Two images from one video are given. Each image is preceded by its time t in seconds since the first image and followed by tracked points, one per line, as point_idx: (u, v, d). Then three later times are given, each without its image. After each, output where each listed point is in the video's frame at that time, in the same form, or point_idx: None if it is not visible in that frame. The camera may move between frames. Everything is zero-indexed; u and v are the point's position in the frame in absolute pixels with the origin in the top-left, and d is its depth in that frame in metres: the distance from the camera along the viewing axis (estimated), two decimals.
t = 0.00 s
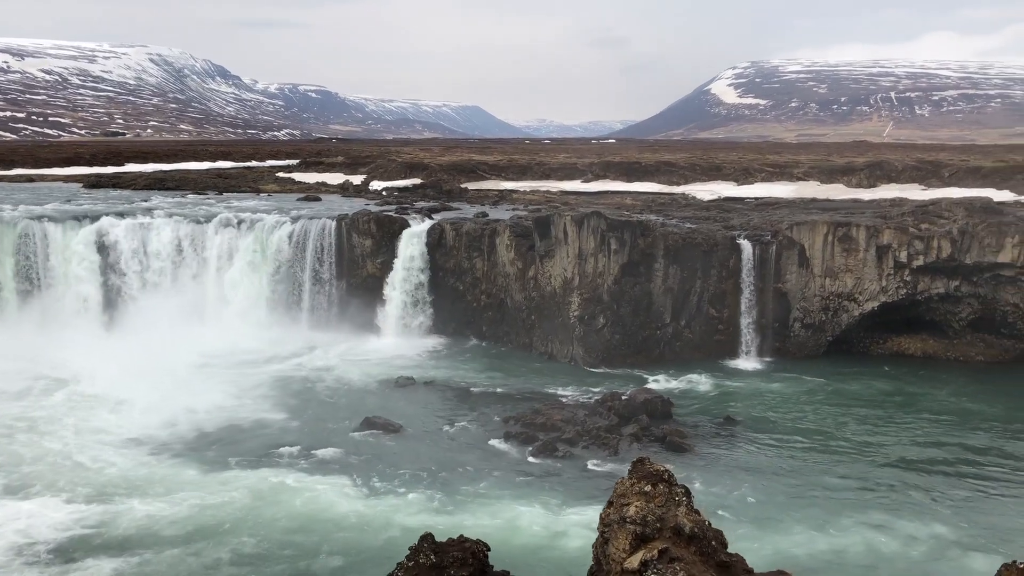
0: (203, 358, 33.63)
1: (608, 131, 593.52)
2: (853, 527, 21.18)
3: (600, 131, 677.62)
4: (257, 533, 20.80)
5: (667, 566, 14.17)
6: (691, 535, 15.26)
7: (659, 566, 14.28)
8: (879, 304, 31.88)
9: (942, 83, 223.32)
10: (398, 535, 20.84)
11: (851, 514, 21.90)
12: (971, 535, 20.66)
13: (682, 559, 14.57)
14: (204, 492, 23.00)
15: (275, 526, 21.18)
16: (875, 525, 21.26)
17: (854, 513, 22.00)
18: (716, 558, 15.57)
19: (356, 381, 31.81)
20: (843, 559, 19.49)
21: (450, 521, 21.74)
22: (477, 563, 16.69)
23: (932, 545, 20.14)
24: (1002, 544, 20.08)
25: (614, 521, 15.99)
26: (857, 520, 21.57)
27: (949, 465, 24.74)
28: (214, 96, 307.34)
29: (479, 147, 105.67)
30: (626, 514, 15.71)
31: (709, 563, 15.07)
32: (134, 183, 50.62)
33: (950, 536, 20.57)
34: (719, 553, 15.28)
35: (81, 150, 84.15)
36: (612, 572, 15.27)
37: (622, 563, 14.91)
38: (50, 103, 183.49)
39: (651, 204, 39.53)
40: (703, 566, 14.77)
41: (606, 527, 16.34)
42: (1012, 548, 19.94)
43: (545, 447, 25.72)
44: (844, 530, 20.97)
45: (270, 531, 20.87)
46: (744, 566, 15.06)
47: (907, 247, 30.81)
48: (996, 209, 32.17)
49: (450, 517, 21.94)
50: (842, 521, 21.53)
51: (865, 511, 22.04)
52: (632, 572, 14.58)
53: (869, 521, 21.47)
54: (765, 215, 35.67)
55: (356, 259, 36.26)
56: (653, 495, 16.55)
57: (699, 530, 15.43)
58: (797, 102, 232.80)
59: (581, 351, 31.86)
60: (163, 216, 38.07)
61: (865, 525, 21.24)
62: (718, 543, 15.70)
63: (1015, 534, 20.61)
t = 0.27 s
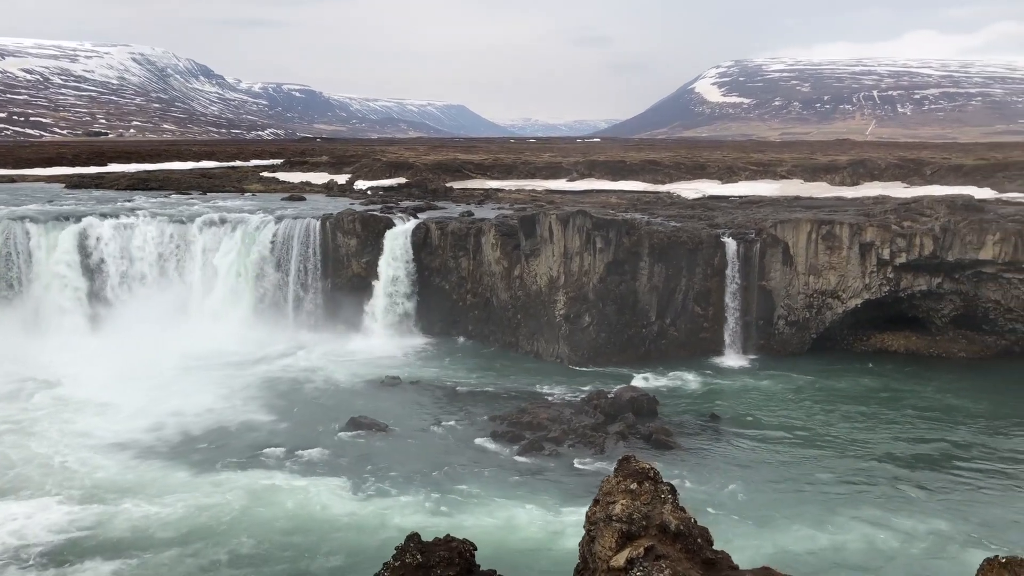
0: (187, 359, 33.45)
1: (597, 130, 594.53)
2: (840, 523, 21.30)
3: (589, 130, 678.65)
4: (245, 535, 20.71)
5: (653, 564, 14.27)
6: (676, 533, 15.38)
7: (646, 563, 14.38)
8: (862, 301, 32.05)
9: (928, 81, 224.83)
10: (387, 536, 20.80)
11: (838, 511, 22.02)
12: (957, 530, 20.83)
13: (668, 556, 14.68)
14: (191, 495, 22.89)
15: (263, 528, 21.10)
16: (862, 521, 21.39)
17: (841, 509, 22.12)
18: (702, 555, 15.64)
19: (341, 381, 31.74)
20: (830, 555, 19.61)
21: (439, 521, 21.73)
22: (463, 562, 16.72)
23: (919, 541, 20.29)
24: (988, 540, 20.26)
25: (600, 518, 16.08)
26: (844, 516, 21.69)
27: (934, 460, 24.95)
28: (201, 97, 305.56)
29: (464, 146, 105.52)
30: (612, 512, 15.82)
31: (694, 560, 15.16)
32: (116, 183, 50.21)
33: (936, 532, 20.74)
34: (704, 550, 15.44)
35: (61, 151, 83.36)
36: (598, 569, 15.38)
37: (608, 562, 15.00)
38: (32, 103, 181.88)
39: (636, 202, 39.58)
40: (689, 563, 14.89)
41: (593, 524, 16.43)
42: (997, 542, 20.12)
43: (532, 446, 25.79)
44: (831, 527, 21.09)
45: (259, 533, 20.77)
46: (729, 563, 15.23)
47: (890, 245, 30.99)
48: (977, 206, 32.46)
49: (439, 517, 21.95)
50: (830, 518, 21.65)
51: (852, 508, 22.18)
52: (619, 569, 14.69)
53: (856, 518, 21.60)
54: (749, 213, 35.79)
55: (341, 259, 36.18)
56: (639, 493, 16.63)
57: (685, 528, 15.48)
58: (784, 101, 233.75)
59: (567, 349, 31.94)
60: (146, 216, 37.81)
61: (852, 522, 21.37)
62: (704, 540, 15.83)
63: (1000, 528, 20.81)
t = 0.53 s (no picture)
0: (170, 362, 33.25)
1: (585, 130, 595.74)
2: (826, 521, 21.40)
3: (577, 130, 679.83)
4: (232, 538, 20.60)
5: (638, 564, 14.20)
6: (662, 532, 15.39)
7: (631, 563, 14.28)
8: (845, 300, 32.26)
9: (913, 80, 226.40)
10: (375, 537, 20.73)
11: (825, 509, 22.12)
12: (942, 526, 20.96)
13: (654, 555, 14.61)
14: (176, 498, 22.76)
15: (250, 530, 21.00)
16: (848, 518, 21.49)
17: (827, 507, 22.22)
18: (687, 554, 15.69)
19: (326, 382, 31.64)
20: (816, 553, 19.70)
21: (426, 522, 21.70)
22: (449, 563, 16.71)
23: (904, 537, 20.41)
24: (972, 535, 20.41)
25: (586, 518, 16.15)
26: (830, 514, 21.79)
27: (917, 458, 25.12)
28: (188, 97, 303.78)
29: (449, 147, 105.36)
30: (597, 512, 15.88)
31: (680, 559, 15.21)
32: (98, 185, 49.82)
33: (921, 528, 20.86)
34: (689, 549, 15.39)
35: (41, 152, 82.66)
36: (585, 569, 15.45)
37: (594, 561, 15.06)
38: (13, 104, 180.35)
39: (620, 202, 39.65)
40: (674, 562, 14.85)
41: (578, 524, 16.43)
42: (981, 538, 20.28)
43: (518, 446, 25.81)
44: (817, 524, 21.18)
45: (245, 536, 20.66)
46: (715, 562, 15.19)
47: (872, 244, 31.23)
48: (958, 206, 32.77)
49: (426, 518, 21.91)
50: (816, 515, 21.74)
51: (838, 505, 22.28)
52: (605, 569, 14.71)
53: (842, 515, 21.70)
54: (733, 213, 35.92)
55: (325, 260, 36.08)
56: (624, 492, 16.49)
57: (670, 527, 15.52)
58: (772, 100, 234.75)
59: (553, 349, 31.97)
60: (129, 217, 37.57)
61: (839, 519, 21.46)
62: (689, 539, 15.74)
63: (984, 524, 20.97)
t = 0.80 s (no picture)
0: (152, 364, 33.05)
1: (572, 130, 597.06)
2: (810, 519, 21.51)
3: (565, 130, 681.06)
4: (216, 541, 20.51)
5: (621, 564, 14.32)
6: (645, 531, 15.43)
7: (614, 563, 14.45)
8: (827, 299, 32.52)
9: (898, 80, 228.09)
10: (360, 539, 20.68)
11: (808, 507, 22.25)
12: (925, 523, 21.12)
13: (637, 555, 14.71)
14: (159, 502, 22.63)
15: (234, 533, 20.92)
16: (831, 516, 21.63)
17: (811, 505, 22.34)
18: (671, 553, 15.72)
19: (310, 383, 31.55)
20: (800, 551, 19.81)
21: (412, 523, 21.68)
22: (433, 564, 16.75)
23: (887, 534, 20.56)
24: (954, 531, 20.57)
25: (569, 518, 16.36)
26: (813, 512, 21.92)
27: (899, 455, 25.31)
28: (174, 97, 301.67)
29: (433, 147, 105.15)
30: (581, 512, 15.96)
31: (663, 558, 15.22)
32: (79, 185, 49.41)
33: (904, 525, 21.02)
34: (672, 547, 15.33)
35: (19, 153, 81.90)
36: (569, 569, 15.61)
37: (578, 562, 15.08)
38: None
39: (604, 202, 39.74)
40: (658, 561, 14.88)
41: (563, 525, 16.59)
42: (963, 534, 20.46)
43: (503, 446, 25.84)
44: (801, 523, 21.30)
45: (226, 539, 20.56)
46: (698, 559, 15.11)
47: (854, 244, 31.50)
48: (938, 206, 33.10)
49: (412, 519, 21.91)
50: (799, 514, 21.86)
51: (821, 504, 22.41)
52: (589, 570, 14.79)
53: (825, 513, 21.82)
54: (716, 213, 36.08)
55: (308, 261, 35.99)
56: (608, 492, 16.68)
57: (653, 526, 15.56)
58: (758, 100, 235.81)
59: (537, 350, 32.01)
60: (110, 219, 37.33)
61: (822, 517, 21.58)
62: (672, 538, 15.74)
63: (966, 521, 21.16)
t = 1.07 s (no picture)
0: (131, 366, 32.81)
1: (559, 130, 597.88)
2: (792, 518, 21.59)
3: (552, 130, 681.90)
4: (197, 544, 20.34)
5: (604, 562, 14.32)
6: (627, 530, 15.48)
7: (598, 561, 14.41)
8: (808, 299, 32.73)
9: (882, 81, 229.95)
10: (343, 541, 20.57)
11: (791, 506, 22.33)
12: (906, 520, 21.27)
13: (620, 553, 14.73)
14: (139, 504, 22.42)
15: (216, 536, 20.77)
16: (814, 515, 21.72)
17: (793, 504, 22.43)
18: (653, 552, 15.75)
19: (293, 385, 31.42)
20: (783, 550, 19.88)
21: (394, 523, 21.61)
22: (416, 565, 16.66)
23: (869, 532, 20.68)
24: (935, 529, 20.73)
25: (552, 518, 16.32)
26: (795, 511, 22.01)
27: (880, 453, 25.49)
28: (158, 96, 299.28)
29: (417, 147, 104.92)
30: (564, 512, 16.01)
31: (646, 557, 15.25)
32: (58, 185, 48.88)
33: (886, 523, 21.14)
34: (655, 547, 15.45)
35: None
36: (551, 568, 15.52)
37: (560, 561, 15.08)
38: None
39: (586, 203, 39.77)
40: (641, 560, 14.83)
41: (545, 524, 16.58)
42: (944, 531, 20.61)
43: (486, 447, 25.80)
44: (783, 522, 21.37)
45: (207, 542, 20.40)
46: (680, 559, 15.23)
47: (834, 243, 31.74)
48: (917, 206, 33.40)
49: (395, 520, 21.84)
50: (782, 512, 21.94)
51: (804, 502, 22.51)
52: (572, 568, 14.76)
53: (808, 512, 21.91)
54: (697, 213, 36.20)
55: (290, 261, 35.82)
56: (590, 492, 16.74)
57: (635, 525, 15.60)
58: (744, 101, 236.94)
59: (520, 350, 31.98)
60: (89, 219, 37.05)
61: (805, 516, 21.67)
62: (654, 537, 15.85)
63: (947, 518, 21.32)
